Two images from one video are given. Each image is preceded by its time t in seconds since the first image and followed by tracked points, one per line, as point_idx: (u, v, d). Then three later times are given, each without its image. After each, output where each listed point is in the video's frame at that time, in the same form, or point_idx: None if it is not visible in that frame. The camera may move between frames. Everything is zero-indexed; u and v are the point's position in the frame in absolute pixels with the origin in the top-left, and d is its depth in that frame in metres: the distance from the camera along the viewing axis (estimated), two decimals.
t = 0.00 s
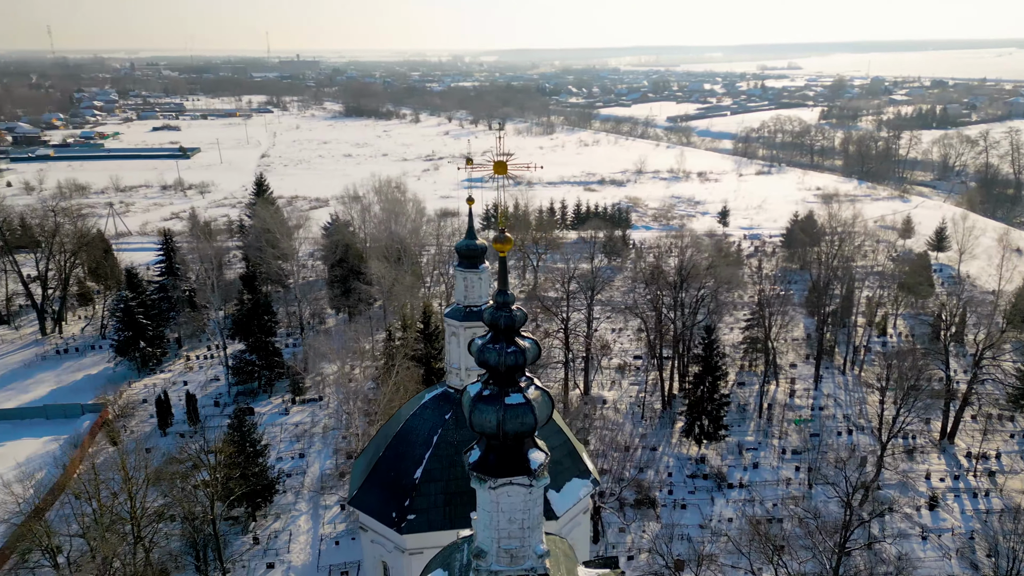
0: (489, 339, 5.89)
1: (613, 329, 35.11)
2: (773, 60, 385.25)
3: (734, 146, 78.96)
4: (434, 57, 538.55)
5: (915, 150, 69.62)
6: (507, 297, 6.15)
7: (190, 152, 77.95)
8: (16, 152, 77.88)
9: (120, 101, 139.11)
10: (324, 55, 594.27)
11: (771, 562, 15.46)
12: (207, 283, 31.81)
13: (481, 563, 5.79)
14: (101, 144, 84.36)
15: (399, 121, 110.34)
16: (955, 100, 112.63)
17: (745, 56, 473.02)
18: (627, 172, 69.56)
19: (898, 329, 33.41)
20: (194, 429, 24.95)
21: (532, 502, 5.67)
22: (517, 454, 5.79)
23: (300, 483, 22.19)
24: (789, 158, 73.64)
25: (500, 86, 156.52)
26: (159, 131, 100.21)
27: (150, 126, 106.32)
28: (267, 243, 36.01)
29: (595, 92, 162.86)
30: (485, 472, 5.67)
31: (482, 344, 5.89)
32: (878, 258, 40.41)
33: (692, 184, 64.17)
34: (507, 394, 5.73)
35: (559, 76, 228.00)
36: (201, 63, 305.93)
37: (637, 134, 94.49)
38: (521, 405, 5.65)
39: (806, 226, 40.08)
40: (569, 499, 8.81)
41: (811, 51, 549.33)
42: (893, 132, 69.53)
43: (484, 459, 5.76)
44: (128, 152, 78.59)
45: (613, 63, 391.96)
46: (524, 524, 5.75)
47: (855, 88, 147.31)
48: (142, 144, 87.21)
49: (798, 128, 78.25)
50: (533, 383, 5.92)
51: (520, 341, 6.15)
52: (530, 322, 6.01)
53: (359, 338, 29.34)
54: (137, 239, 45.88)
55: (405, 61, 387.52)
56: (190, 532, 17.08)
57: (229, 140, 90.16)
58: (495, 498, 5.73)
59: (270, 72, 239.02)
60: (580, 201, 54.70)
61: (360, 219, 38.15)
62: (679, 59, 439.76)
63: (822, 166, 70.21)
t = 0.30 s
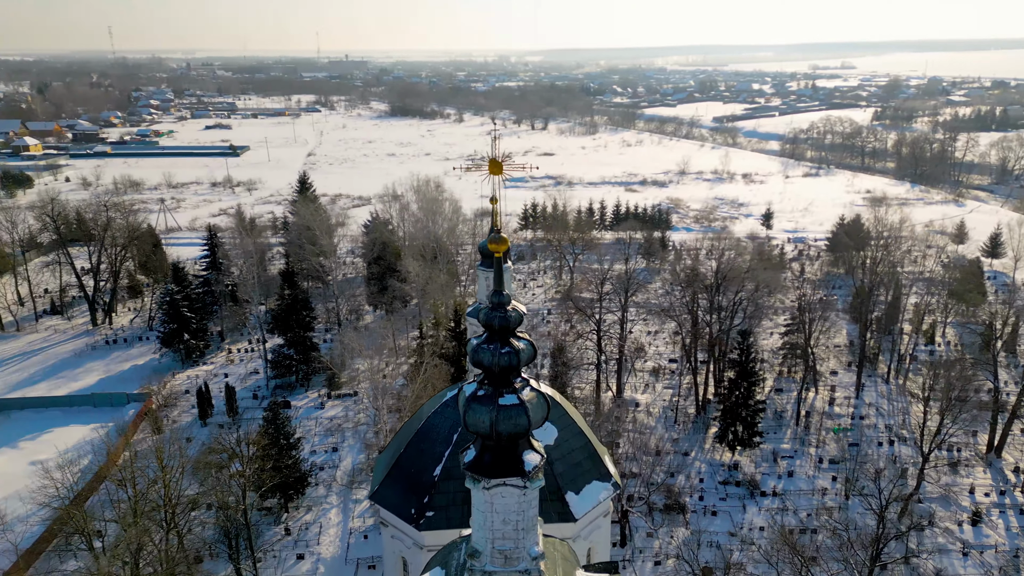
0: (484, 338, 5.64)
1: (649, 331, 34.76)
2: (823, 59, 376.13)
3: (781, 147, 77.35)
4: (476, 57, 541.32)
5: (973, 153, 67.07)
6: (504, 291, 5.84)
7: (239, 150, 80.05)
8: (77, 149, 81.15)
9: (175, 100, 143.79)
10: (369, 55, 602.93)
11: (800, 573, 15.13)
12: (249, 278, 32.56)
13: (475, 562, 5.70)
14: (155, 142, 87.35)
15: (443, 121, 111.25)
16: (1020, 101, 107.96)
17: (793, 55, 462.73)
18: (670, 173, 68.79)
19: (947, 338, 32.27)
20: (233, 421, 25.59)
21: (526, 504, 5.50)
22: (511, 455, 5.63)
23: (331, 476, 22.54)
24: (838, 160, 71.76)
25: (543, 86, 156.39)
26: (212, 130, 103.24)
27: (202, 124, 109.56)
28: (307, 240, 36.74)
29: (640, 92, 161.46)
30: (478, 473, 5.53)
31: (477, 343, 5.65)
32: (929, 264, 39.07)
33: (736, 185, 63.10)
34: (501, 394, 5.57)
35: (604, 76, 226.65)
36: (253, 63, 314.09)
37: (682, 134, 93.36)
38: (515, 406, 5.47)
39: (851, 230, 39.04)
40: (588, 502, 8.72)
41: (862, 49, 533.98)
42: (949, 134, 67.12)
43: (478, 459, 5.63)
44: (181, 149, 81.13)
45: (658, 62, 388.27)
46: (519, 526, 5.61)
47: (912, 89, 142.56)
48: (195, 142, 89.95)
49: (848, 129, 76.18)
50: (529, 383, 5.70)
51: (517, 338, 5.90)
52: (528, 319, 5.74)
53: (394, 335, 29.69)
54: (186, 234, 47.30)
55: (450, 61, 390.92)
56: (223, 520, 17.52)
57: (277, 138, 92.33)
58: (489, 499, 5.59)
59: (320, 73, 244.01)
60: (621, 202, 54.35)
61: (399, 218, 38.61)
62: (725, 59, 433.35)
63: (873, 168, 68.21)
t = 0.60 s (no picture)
0: (477, 336, 5.38)
1: (685, 334, 34.31)
2: (875, 58, 365.66)
3: (830, 149, 75.43)
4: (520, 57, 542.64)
5: None
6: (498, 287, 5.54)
7: (286, 148, 81.82)
8: (133, 146, 84.14)
9: (227, 99, 147.93)
10: (412, 56, 609.53)
11: None
12: (289, 273, 33.20)
13: (468, 562, 5.59)
14: (206, 139, 89.94)
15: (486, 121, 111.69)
16: None
17: (843, 54, 451.29)
18: (712, 174, 67.79)
19: (998, 348, 31.03)
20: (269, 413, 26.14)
21: (519, 506, 5.33)
22: (505, 456, 5.43)
23: (362, 471, 22.84)
24: (889, 162, 69.63)
25: (587, 86, 155.69)
26: (261, 128, 105.74)
27: (251, 123, 112.37)
28: (346, 237, 37.29)
29: (686, 92, 159.42)
30: (471, 473, 5.38)
31: (469, 341, 5.38)
32: (982, 272, 37.65)
33: (781, 188, 61.82)
34: (494, 395, 5.35)
35: (649, 76, 224.52)
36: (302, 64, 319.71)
37: (728, 135, 91.91)
38: (506, 407, 5.25)
39: (899, 234, 37.84)
40: (606, 504, 8.64)
41: (916, 48, 517.03)
42: (1008, 136, 64.51)
43: (471, 460, 5.44)
44: (230, 147, 83.33)
45: (705, 62, 383.16)
46: (511, 528, 5.45)
47: (972, 89, 137.34)
48: (245, 141, 92.29)
49: (901, 131, 73.82)
50: (523, 383, 5.46)
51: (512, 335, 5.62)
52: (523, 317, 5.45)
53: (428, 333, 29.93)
54: (232, 230, 48.57)
55: (493, 61, 392.91)
56: (253, 510, 17.92)
57: (322, 137, 94.06)
58: (481, 500, 5.45)
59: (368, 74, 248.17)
60: (662, 203, 53.83)
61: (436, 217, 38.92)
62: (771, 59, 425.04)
63: (926, 171, 66.01)
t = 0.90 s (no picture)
0: (469, 338, 5.69)
1: (720, 338, 33.79)
2: (927, 58, 354.62)
3: (879, 151, 73.39)
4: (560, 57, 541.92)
5: None
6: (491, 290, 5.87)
7: (329, 147, 83.25)
8: (183, 144, 86.71)
9: (275, 98, 151.30)
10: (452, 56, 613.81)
11: None
12: (325, 271, 33.75)
13: (459, 561, 5.94)
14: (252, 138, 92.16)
15: (526, 121, 111.76)
16: None
17: (894, 54, 438.67)
18: (755, 175, 66.64)
19: None
20: (303, 407, 26.63)
21: (510, 507, 5.65)
22: (497, 457, 5.75)
23: (391, 466, 23.08)
24: (942, 164, 67.37)
25: (629, 86, 154.44)
26: (307, 127, 107.82)
27: (295, 122, 114.58)
28: (382, 235, 37.74)
29: (731, 92, 157.07)
30: (462, 473, 5.71)
31: (463, 343, 5.71)
32: None
33: (826, 190, 60.41)
34: (485, 395, 5.65)
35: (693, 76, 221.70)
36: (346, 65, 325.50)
37: (772, 136, 90.17)
38: (497, 408, 5.55)
39: (949, 239, 36.59)
40: (623, 509, 8.58)
41: (971, 46, 498.79)
42: None
43: (463, 459, 5.78)
44: (275, 146, 85.19)
45: (751, 63, 376.56)
46: (502, 528, 5.77)
47: None
48: (290, 139, 94.22)
49: (955, 133, 71.40)
50: (514, 384, 5.76)
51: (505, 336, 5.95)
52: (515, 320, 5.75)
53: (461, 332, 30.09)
54: (275, 227, 49.62)
55: (535, 61, 393.40)
56: (281, 501, 18.23)
57: (364, 136, 95.51)
58: (472, 499, 5.77)
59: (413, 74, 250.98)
60: (703, 205, 53.16)
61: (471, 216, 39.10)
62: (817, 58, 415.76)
63: (980, 174, 63.70)
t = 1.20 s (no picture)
0: (460, 339, 6.08)
1: (754, 343, 33.23)
2: (979, 58, 343.45)
3: (929, 154, 71.25)
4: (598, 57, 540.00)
5: None
6: (482, 294, 6.24)
7: (369, 146, 84.29)
8: (228, 142, 88.78)
9: (318, 98, 153.93)
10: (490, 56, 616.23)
11: None
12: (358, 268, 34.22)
13: (449, 560, 6.30)
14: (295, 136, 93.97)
15: (564, 121, 111.47)
16: None
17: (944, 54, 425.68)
18: (797, 177, 65.41)
19: None
20: (334, 402, 27.04)
21: (496, 507, 6.01)
22: (486, 458, 6.11)
23: (416, 463, 23.26)
24: (994, 167, 65.10)
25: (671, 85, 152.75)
26: (348, 126, 109.36)
27: (335, 121, 116.25)
28: (415, 234, 38.09)
29: (775, 92, 154.36)
30: (451, 473, 6.06)
31: (455, 344, 6.09)
32: None
33: (871, 193, 58.93)
34: (474, 395, 6.00)
35: (737, 76, 218.40)
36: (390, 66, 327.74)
37: (817, 137, 88.27)
38: (485, 408, 5.91)
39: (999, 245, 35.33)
40: (637, 514, 8.47)
41: None
42: None
43: (453, 460, 6.14)
44: (316, 145, 86.60)
45: (796, 62, 369.29)
46: (490, 530, 6.13)
47: None
48: (331, 138, 95.65)
49: (1009, 135, 68.91)
50: (503, 385, 6.10)
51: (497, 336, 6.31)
52: (504, 322, 6.12)
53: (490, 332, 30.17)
54: (313, 224, 50.44)
55: (573, 61, 392.85)
56: (307, 494, 18.55)
57: (403, 136, 96.51)
58: (462, 498, 6.13)
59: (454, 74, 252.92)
60: (741, 206, 52.37)
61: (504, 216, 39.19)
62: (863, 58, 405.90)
63: None
